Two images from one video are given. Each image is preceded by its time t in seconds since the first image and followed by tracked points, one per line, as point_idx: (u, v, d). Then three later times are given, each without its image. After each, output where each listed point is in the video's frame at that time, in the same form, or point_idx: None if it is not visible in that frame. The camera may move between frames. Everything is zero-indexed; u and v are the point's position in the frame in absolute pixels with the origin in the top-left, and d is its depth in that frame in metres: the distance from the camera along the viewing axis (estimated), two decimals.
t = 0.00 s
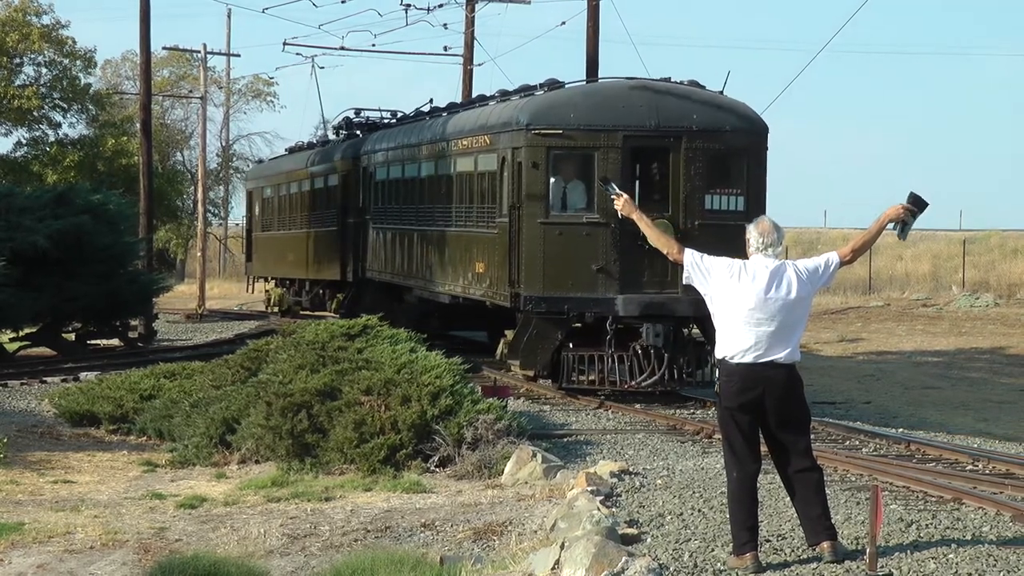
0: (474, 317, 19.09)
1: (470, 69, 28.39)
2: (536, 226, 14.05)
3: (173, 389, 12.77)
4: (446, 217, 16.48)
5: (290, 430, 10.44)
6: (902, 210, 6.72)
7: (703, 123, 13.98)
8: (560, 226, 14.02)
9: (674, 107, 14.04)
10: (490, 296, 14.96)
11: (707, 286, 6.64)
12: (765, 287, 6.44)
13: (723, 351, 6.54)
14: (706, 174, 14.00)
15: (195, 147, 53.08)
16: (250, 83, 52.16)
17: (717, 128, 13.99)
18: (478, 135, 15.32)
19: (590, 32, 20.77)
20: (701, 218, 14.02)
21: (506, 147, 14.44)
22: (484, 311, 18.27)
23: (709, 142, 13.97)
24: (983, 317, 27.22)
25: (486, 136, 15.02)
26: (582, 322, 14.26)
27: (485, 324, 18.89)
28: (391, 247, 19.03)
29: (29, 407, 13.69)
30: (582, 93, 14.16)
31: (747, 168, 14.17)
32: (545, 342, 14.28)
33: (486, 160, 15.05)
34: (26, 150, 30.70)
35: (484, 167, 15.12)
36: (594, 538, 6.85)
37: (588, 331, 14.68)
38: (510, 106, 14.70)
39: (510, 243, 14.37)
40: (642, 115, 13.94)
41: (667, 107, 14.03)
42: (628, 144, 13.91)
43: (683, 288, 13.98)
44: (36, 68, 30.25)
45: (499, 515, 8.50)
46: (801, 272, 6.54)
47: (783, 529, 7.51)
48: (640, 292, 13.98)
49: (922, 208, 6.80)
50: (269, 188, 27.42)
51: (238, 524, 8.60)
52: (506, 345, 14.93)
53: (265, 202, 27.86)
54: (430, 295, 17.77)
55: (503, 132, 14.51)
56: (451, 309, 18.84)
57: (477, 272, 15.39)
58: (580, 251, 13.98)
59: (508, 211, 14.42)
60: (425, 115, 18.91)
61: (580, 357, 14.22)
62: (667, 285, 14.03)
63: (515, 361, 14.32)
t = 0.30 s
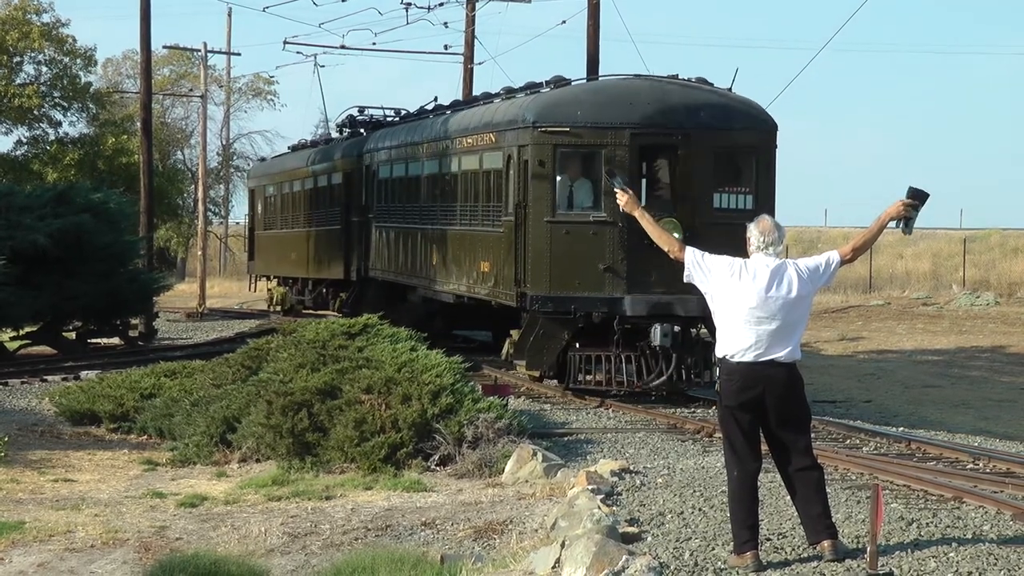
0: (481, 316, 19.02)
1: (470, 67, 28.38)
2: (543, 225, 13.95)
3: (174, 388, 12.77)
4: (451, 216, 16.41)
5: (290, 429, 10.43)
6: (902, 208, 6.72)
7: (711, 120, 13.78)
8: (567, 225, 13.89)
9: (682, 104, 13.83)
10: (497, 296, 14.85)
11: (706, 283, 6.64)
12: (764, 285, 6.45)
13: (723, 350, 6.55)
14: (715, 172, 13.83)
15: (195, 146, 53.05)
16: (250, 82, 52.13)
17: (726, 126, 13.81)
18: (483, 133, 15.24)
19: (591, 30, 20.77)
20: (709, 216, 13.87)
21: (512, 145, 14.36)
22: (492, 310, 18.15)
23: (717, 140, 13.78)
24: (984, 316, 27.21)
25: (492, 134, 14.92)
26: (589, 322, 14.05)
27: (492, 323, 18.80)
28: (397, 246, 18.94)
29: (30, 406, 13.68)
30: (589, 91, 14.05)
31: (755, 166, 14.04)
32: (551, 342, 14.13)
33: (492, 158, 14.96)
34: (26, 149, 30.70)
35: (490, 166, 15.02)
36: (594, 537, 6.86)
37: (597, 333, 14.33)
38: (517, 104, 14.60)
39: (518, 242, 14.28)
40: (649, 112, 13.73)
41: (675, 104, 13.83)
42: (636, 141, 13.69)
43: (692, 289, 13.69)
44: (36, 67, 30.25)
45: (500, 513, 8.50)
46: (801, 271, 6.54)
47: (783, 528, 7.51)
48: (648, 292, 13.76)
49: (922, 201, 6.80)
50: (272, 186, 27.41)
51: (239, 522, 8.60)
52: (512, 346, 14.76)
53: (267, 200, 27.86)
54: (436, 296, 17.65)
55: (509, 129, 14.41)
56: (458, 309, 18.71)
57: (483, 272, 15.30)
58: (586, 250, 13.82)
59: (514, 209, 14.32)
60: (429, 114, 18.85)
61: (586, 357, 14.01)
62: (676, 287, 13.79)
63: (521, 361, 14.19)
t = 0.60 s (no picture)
0: (487, 317, 18.83)
1: (471, 67, 28.38)
2: (550, 225, 13.63)
3: (175, 388, 12.77)
4: (458, 216, 16.24)
5: (290, 429, 10.45)
6: (902, 205, 6.72)
7: (719, 119, 13.68)
8: (574, 225, 13.60)
9: (691, 104, 13.71)
10: (505, 296, 14.60)
11: (708, 282, 6.64)
12: (766, 285, 6.45)
13: (723, 350, 6.55)
14: (723, 171, 13.67)
15: (196, 145, 53.04)
16: (251, 82, 52.13)
17: (735, 125, 13.68)
18: (489, 132, 15.06)
19: (592, 29, 20.76)
20: (718, 215, 13.68)
21: (518, 144, 14.10)
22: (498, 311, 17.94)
23: (726, 139, 13.66)
24: (985, 316, 27.20)
25: (498, 133, 14.70)
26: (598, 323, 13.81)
27: (498, 324, 18.64)
28: (403, 243, 18.79)
29: (31, 405, 13.69)
30: (596, 89, 13.79)
31: (765, 165, 13.83)
32: (559, 343, 13.91)
33: (498, 157, 14.74)
34: (27, 148, 30.72)
35: (496, 164, 14.79)
36: (595, 537, 6.86)
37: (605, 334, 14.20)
38: (522, 102, 14.34)
39: (524, 242, 13.98)
40: (658, 111, 13.60)
41: (683, 104, 13.71)
42: (644, 140, 13.55)
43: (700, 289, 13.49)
44: (37, 66, 30.26)
45: (501, 513, 8.50)
46: (803, 270, 6.55)
47: (785, 527, 7.52)
48: (656, 292, 13.58)
49: (920, 195, 6.80)
50: (275, 185, 27.40)
51: (240, 522, 8.60)
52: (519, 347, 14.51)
53: (270, 199, 27.85)
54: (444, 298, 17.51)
55: (515, 128, 14.17)
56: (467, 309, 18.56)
57: (489, 271, 15.10)
58: (594, 250, 13.59)
59: (520, 209, 14.04)
60: (434, 112, 18.74)
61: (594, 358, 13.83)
62: (683, 287, 13.61)
63: (528, 362, 13.98)
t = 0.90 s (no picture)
0: (493, 319, 18.61)
1: (470, 69, 28.38)
2: (556, 227, 13.56)
3: (174, 390, 12.78)
4: (463, 218, 16.11)
5: (290, 431, 10.43)
6: (903, 211, 6.72)
7: (728, 119, 13.52)
8: (580, 227, 13.51)
9: (699, 103, 13.55)
10: (509, 300, 14.43)
11: (707, 285, 6.64)
12: (767, 288, 6.45)
13: (723, 352, 6.55)
14: (731, 172, 13.50)
15: (195, 147, 53.06)
16: (251, 84, 52.14)
17: (743, 125, 13.52)
18: (493, 132, 14.97)
19: (591, 31, 20.75)
20: (727, 217, 13.51)
21: (523, 144, 13.97)
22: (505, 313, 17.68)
23: (735, 140, 13.49)
24: (984, 318, 27.22)
25: (502, 133, 14.60)
26: (604, 326, 13.67)
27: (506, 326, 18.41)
28: (408, 244, 18.65)
29: (30, 407, 13.69)
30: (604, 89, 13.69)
31: (773, 165, 13.68)
32: (565, 346, 13.74)
33: (502, 158, 14.65)
34: (27, 150, 30.71)
35: (501, 166, 14.68)
36: (595, 538, 6.87)
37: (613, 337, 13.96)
38: (528, 102, 14.23)
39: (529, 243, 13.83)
40: (665, 112, 13.46)
41: (692, 103, 13.55)
42: (651, 141, 13.42)
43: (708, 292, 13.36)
44: (36, 68, 30.26)
45: (501, 515, 8.51)
46: (802, 273, 6.55)
47: (784, 529, 7.53)
48: (663, 295, 13.46)
49: (923, 214, 6.82)
50: (277, 187, 27.40)
51: (240, 524, 8.61)
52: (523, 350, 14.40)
53: (272, 201, 27.84)
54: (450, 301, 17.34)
55: (520, 129, 14.06)
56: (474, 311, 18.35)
57: (494, 274, 14.97)
58: (600, 252, 13.46)
59: (525, 210, 13.92)
60: (437, 114, 18.66)
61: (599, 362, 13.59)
62: (690, 291, 13.49)
63: (533, 366, 13.77)
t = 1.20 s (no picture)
0: (500, 320, 18.26)
1: (470, 69, 28.38)
2: (564, 227, 13.49)
3: (173, 390, 12.77)
4: (469, 218, 16.06)
5: (290, 431, 10.43)
6: (901, 206, 6.73)
7: (738, 118, 13.43)
8: (588, 227, 13.44)
9: (709, 102, 13.46)
10: (517, 300, 14.41)
11: (707, 284, 6.64)
12: (766, 288, 6.45)
13: (723, 352, 6.55)
14: (741, 172, 13.40)
15: (195, 148, 53.07)
16: (251, 84, 52.16)
17: (753, 124, 13.44)
18: (500, 132, 14.93)
19: (591, 31, 20.76)
20: (737, 217, 13.41)
21: (530, 143, 13.94)
22: (510, 313, 17.27)
23: (745, 138, 13.41)
24: (984, 318, 27.22)
25: (509, 132, 14.55)
26: (612, 328, 13.64)
27: (511, 327, 18.02)
28: (412, 244, 18.59)
29: (30, 408, 13.69)
30: (612, 87, 13.60)
31: (783, 165, 13.62)
32: (572, 348, 13.70)
33: (509, 157, 14.62)
34: (27, 150, 30.72)
35: (508, 165, 14.64)
36: (595, 538, 6.87)
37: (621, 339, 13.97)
38: (534, 100, 14.18)
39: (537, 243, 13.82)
40: (674, 110, 13.37)
41: (701, 102, 13.46)
42: (660, 140, 13.32)
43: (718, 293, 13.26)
44: (36, 68, 30.26)
45: (501, 515, 8.51)
46: (801, 273, 6.55)
47: (784, 529, 7.54)
48: (672, 296, 13.36)
49: (920, 198, 6.82)
50: (279, 186, 27.36)
51: (240, 524, 8.61)
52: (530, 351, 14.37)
53: (274, 201, 27.80)
54: (455, 302, 17.14)
55: (527, 127, 14.01)
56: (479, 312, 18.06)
57: (499, 274, 14.95)
58: (609, 252, 13.39)
59: (533, 211, 13.88)
60: (441, 113, 18.61)
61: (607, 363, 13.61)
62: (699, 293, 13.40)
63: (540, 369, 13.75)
